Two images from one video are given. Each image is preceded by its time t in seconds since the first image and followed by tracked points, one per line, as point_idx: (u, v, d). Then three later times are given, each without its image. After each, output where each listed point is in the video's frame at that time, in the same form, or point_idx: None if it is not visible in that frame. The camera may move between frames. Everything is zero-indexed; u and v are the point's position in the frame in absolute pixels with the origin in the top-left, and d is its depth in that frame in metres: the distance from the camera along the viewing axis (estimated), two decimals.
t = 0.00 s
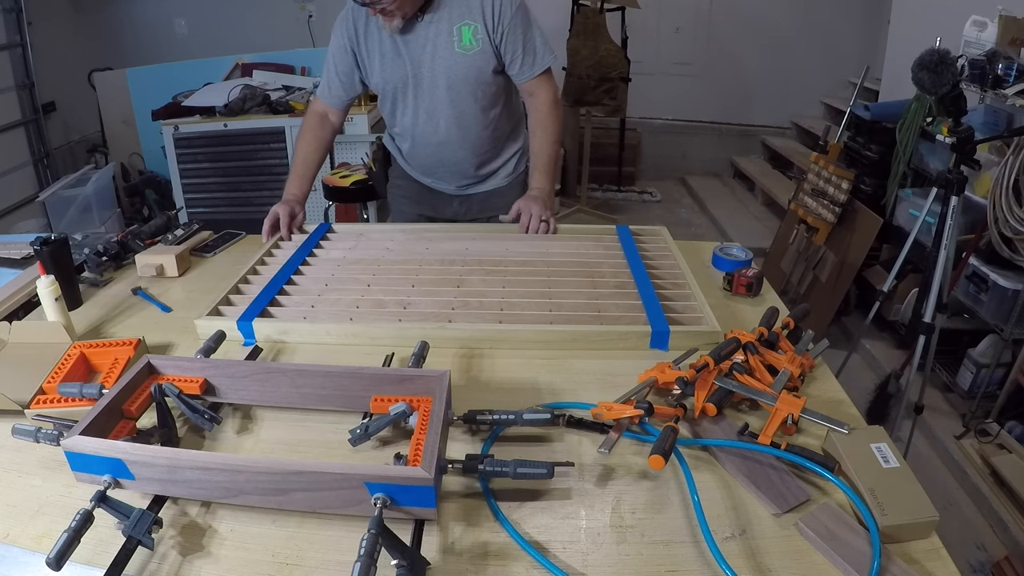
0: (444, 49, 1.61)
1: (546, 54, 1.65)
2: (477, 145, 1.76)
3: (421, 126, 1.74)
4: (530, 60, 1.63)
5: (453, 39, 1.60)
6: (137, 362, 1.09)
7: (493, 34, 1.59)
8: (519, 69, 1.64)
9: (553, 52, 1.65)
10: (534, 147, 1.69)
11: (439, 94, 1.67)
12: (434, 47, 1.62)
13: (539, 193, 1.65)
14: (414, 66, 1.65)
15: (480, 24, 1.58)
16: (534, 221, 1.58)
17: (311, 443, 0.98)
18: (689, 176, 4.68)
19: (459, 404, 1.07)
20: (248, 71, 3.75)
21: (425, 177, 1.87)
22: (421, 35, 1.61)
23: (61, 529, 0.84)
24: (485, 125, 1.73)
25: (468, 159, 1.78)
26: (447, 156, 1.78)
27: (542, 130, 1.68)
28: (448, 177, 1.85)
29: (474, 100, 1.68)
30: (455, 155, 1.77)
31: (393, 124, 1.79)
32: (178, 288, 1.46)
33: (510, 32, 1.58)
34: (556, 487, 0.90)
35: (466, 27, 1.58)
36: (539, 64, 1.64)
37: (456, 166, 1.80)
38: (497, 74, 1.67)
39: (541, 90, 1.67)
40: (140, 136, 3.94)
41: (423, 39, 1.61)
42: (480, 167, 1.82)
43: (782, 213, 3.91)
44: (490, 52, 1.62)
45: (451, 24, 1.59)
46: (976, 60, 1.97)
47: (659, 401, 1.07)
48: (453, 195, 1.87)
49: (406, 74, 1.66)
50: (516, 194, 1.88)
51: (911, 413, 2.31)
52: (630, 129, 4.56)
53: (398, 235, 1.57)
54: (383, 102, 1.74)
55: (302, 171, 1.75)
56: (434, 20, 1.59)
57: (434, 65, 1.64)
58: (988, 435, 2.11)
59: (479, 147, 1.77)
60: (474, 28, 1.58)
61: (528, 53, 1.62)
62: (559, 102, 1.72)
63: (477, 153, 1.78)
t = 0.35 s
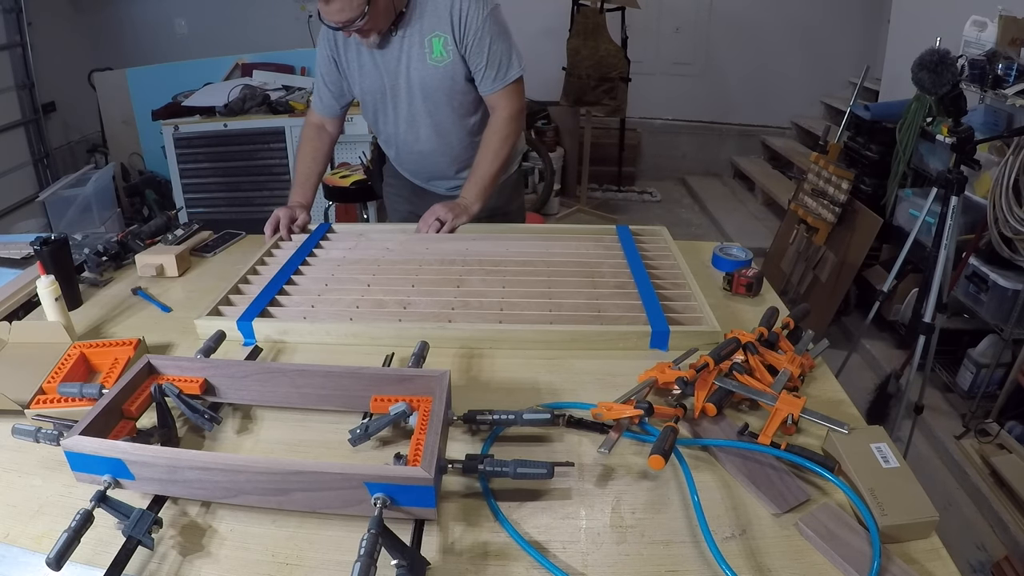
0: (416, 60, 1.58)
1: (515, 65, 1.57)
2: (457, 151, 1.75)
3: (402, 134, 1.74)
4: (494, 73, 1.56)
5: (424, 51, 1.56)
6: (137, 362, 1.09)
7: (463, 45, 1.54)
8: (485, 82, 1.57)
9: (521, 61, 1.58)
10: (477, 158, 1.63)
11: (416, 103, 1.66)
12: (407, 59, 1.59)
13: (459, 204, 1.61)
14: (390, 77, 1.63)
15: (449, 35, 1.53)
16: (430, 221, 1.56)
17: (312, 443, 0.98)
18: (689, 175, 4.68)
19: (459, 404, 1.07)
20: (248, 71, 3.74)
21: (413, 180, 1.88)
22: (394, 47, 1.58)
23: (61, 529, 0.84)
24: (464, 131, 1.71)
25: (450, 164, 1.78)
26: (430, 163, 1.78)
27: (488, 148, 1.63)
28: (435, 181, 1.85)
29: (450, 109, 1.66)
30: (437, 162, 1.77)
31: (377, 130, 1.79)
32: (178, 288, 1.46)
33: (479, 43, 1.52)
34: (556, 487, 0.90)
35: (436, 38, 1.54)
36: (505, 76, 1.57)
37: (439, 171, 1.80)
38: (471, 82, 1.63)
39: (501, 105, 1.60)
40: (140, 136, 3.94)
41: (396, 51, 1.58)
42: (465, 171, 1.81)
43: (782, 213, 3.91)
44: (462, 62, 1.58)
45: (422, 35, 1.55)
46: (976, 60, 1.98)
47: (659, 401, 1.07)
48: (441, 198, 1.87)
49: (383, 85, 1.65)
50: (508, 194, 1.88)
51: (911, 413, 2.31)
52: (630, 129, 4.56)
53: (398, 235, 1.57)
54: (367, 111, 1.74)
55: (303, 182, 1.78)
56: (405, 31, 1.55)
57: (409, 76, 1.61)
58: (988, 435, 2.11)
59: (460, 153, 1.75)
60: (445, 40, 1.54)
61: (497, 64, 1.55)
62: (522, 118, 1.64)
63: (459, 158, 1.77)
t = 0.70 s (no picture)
0: (412, 58, 1.58)
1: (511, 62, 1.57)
2: (454, 150, 1.75)
3: (399, 133, 1.74)
4: (490, 71, 1.56)
5: (421, 49, 1.56)
6: (137, 362, 1.09)
7: (459, 43, 1.54)
8: (481, 80, 1.57)
9: (517, 59, 1.57)
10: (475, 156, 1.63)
11: (413, 102, 1.66)
12: (403, 57, 1.59)
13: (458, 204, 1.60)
14: (386, 76, 1.63)
15: (446, 33, 1.54)
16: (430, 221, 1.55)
17: (312, 443, 0.98)
18: (689, 175, 4.68)
19: (459, 404, 1.07)
20: (248, 71, 3.74)
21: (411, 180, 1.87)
22: (391, 45, 1.58)
23: (61, 528, 0.84)
24: (460, 130, 1.71)
25: (446, 163, 1.78)
26: (426, 162, 1.78)
27: (485, 147, 1.62)
28: (432, 181, 1.85)
29: (446, 107, 1.66)
30: (434, 161, 1.77)
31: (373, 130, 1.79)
32: (178, 288, 1.46)
33: (475, 41, 1.53)
34: (556, 487, 0.90)
35: (432, 36, 1.54)
36: (502, 74, 1.57)
37: (436, 170, 1.80)
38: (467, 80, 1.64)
39: (497, 103, 1.60)
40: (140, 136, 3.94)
41: (392, 49, 1.58)
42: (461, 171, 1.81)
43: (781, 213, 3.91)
44: (458, 60, 1.58)
45: (418, 33, 1.55)
46: (976, 60, 1.98)
47: (659, 400, 1.07)
48: (438, 197, 1.87)
49: (379, 84, 1.65)
50: (506, 193, 1.89)
51: (911, 413, 2.31)
52: (630, 129, 4.56)
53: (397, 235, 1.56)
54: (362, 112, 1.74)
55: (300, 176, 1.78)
56: (402, 29, 1.55)
57: (404, 74, 1.61)
58: (988, 435, 2.11)
59: (456, 152, 1.76)
60: (441, 38, 1.54)
61: (492, 63, 1.55)
62: (518, 116, 1.64)
63: (456, 157, 1.77)
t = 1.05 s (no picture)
0: (413, 58, 1.58)
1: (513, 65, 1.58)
2: (453, 151, 1.75)
3: (398, 134, 1.73)
4: (492, 72, 1.57)
5: (423, 50, 1.57)
6: (137, 362, 1.09)
7: (461, 44, 1.55)
8: (482, 81, 1.58)
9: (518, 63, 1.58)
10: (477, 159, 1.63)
11: (413, 102, 1.66)
12: (404, 57, 1.59)
13: (464, 205, 1.59)
14: (387, 76, 1.63)
15: (448, 34, 1.54)
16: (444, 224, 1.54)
17: (312, 443, 0.98)
18: (689, 175, 4.68)
19: (459, 404, 1.07)
20: (248, 71, 3.74)
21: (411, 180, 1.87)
22: (392, 45, 1.58)
23: (61, 529, 0.84)
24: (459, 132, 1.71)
25: (445, 164, 1.78)
26: (425, 162, 1.77)
27: (487, 147, 1.63)
28: (430, 182, 1.85)
29: (447, 108, 1.66)
30: (432, 162, 1.77)
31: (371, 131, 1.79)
32: (178, 288, 1.46)
33: (477, 42, 1.53)
34: (556, 487, 0.90)
35: (434, 37, 1.55)
36: (503, 75, 1.58)
37: (434, 170, 1.80)
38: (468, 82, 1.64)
39: (499, 105, 1.61)
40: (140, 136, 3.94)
41: (393, 49, 1.58)
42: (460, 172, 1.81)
43: (781, 213, 3.91)
44: (460, 62, 1.58)
45: (419, 33, 1.55)
46: (976, 60, 1.98)
47: (659, 401, 1.07)
48: (436, 198, 1.87)
49: (379, 85, 1.65)
50: (504, 194, 1.88)
51: (911, 413, 2.31)
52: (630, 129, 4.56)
53: (396, 236, 1.56)
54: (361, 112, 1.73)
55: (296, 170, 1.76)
56: (403, 30, 1.56)
57: (405, 75, 1.61)
58: (988, 435, 2.11)
59: (454, 153, 1.75)
60: (443, 39, 1.55)
61: (494, 65, 1.57)
62: (519, 118, 1.65)
63: (454, 158, 1.77)
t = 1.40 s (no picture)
0: (418, 53, 1.59)
1: (521, 60, 1.61)
2: (455, 148, 1.74)
3: (400, 129, 1.73)
4: (502, 66, 1.59)
5: (427, 44, 1.57)
6: (137, 362, 1.09)
7: (466, 38, 1.56)
8: (493, 75, 1.61)
9: (527, 56, 1.61)
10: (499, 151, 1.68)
11: (416, 97, 1.66)
12: (409, 52, 1.59)
13: (493, 197, 1.64)
14: (390, 70, 1.63)
15: (453, 28, 1.55)
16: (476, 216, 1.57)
17: (312, 443, 0.98)
18: (689, 176, 4.68)
19: (459, 404, 1.07)
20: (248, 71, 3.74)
21: (413, 177, 1.86)
22: (397, 39, 1.58)
23: (61, 529, 0.84)
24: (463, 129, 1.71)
25: (446, 162, 1.77)
26: (427, 159, 1.77)
27: (507, 138, 1.68)
28: (432, 180, 1.84)
29: (450, 103, 1.66)
30: (434, 159, 1.76)
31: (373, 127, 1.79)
32: (178, 288, 1.46)
33: (482, 37, 1.55)
34: (556, 488, 0.90)
35: (439, 31, 1.55)
36: (516, 68, 1.60)
37: (436, 168, 1.79)
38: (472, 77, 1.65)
39: (514, 96, 1.64)
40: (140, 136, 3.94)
41: (398, 43, 1.59)
42: (461, 170, 1.81)
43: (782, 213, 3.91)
44: (464, 56, 1.59)
45: (424, 27, 1.56)
46: (976, 60, 1.98)
47: (659, 400, 1.07)
48: (437, 197, 1.86)
49: (382, 79, 1.65)
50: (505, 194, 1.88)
51: (911, 413, 2.31)
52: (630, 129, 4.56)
53: (396, 236, 1.56)
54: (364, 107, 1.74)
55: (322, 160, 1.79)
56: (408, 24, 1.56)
57: (409, 69, 1.62)
58: (988, 435, 2.11)
59: (457, 150, 1.75)
60: (448, 33, 1.55)
61: (501, 60, 1.58)
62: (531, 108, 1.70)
63: (457, 156, 1.76)
